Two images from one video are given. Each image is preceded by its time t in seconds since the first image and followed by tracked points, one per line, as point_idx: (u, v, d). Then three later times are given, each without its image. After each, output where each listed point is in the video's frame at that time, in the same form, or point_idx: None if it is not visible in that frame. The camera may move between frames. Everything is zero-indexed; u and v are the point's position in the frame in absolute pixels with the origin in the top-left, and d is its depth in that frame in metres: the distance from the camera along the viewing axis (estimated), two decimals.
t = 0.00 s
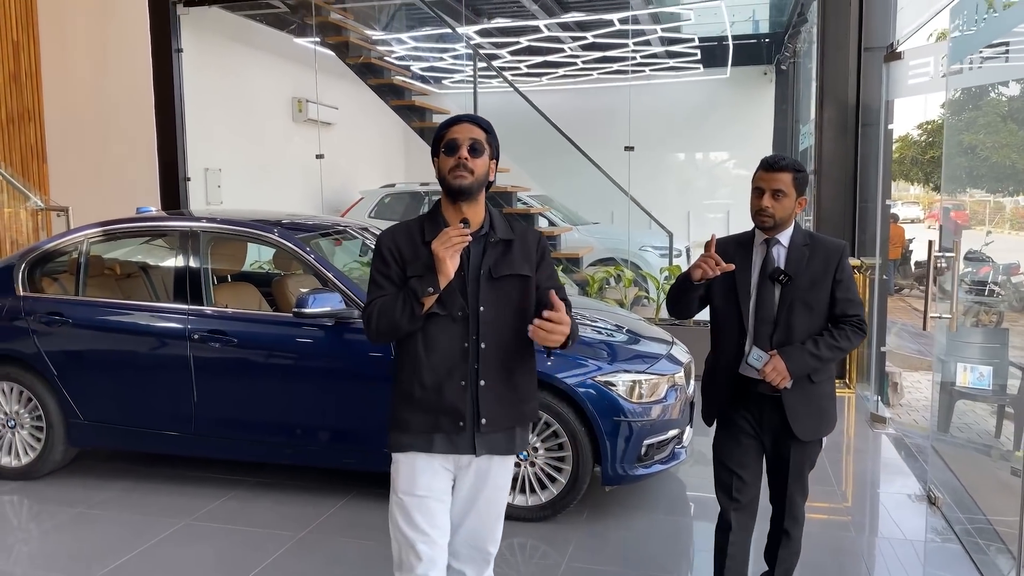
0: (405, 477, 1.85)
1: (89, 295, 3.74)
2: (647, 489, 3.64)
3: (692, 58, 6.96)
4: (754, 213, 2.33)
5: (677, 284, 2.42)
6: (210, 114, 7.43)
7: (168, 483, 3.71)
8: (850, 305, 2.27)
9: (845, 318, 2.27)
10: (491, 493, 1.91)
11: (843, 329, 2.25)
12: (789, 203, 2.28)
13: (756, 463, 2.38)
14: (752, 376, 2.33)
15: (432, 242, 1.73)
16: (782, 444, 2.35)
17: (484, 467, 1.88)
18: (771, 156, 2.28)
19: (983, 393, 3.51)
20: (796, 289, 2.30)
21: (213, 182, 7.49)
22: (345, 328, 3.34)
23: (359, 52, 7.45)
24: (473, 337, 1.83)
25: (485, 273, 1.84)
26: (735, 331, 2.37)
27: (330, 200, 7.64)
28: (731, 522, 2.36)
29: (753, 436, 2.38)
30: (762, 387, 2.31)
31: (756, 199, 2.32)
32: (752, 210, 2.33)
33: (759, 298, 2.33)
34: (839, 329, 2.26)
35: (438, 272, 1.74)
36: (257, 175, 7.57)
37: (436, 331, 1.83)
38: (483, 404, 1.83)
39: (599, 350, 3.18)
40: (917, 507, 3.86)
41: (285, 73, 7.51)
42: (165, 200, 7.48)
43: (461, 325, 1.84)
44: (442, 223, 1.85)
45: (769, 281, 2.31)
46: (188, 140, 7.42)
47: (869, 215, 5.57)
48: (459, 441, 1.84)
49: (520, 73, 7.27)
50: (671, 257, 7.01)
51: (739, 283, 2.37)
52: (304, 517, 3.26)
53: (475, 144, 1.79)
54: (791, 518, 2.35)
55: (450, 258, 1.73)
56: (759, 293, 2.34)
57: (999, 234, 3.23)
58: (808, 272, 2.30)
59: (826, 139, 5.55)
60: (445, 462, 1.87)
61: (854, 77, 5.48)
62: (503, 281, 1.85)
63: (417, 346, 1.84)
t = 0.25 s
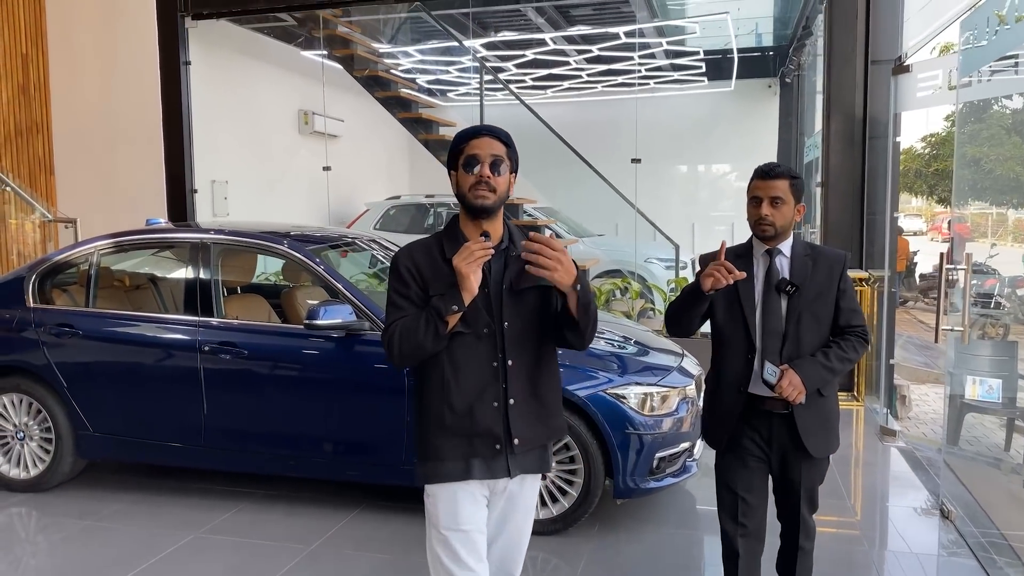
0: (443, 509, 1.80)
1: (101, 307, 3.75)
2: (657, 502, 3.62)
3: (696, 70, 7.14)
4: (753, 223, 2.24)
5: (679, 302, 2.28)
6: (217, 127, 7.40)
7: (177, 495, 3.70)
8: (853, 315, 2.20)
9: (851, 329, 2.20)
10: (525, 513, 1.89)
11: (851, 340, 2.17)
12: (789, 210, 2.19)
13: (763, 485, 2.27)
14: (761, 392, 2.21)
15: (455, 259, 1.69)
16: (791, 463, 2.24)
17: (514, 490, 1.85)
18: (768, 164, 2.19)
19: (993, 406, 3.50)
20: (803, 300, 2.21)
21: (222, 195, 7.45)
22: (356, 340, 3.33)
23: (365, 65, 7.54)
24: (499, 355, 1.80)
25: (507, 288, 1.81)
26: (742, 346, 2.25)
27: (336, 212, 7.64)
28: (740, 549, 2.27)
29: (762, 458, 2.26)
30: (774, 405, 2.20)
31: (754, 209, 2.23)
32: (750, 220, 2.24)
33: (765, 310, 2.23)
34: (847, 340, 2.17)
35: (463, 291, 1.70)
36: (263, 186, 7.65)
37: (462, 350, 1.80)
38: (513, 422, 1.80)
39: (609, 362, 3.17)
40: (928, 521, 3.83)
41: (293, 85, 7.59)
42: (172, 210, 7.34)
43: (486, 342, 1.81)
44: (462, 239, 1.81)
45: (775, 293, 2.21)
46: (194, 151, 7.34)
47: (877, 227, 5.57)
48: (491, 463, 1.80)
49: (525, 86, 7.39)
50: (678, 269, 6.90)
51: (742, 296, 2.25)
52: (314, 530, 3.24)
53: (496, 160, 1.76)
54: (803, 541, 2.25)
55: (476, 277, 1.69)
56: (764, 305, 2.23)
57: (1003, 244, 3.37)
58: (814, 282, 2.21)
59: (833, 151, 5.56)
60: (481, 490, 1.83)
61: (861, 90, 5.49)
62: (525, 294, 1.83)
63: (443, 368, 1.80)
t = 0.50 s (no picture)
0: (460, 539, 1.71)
1: (103, 318, 3.75)
2: (661, 514, 3.61)
3: (696, 82, 7.33)
4: (741, 235, 2.15)
5: (667, 322, 2.14)
6: (219, 138, 7.44)
7: (179, 508, 3.68)
8: (842, 328, 2.16)
9: (840, 343, 2.14)
10: (538, 532, 1.83)
11: (843, 353, 2.12)
12: (777, 219, 2.11)
13: (761, 505, 2.16)
14: (757, 409, 2.11)
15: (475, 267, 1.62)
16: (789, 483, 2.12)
17: (529, 510, 1.78)
18: (753, 172, 2.11)
19: (995, 418, 3.49)
20: (795, 314, 2.13)
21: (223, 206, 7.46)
22: (360, 351, 3.33)
23: (367, 77, 7.63)
24: (518, 366, 1.74)
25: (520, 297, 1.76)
26: (736, 362, 2.13)
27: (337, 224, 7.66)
28: (738, 570, 2.14)
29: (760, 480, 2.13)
30: (769, 422, 2.09)
31: (740, 221, 2.14)
32: (737, 232, 2.15)
33: (757, 324, 2.13)
34: (838, 354, 2.11)
35: (485, 300, 1.63)
36: (261, 194, 7.68)
37: (480, 364, 1.72)
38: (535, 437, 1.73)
39: (613, 374, 3.17)
40: (933, 533, 3.81)
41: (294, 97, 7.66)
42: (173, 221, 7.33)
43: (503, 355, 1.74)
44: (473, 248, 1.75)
45: (767, 306, 2.12)
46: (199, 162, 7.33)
47: (879, 238, 5.57)
48: (513, 482, 1.72)
49: (527, 97, 7.57)
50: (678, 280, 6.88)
51: (734, 309, 2.14)
52: (317, 542, 3.23)
53: (510, 167, 1.71)
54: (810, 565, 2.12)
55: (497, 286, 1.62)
56: (756, 319, 2.13)
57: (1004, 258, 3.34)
58: (805, 294, 2.14)
59: (835, 161, 5.57)
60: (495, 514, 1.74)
61: (863, 102, 5.52)
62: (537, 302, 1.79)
63: (460, 385, 1.71)
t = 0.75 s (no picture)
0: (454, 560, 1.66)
1: (101, 330, 3.74)
2: (661, 527, 3.60)
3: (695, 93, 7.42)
4: (732, 248, 2.15)
5: (667, 344, 2.11)
6: (220, 149, 7.48)
7: (177, 520, 3.67)
8: (836, 341, 2.15)
9: (836, 355, 2.13)
10: (539, 563, 1.76)
11: (838, 366, 2.11)
12: (768, 231, 2.11)
13: (763, 522, 2.12)
14: (760, 427, 2.08)
15: (478, 278, 1.59)
16: (792, 498, 2.10)
17: (526, 539, 1.72)
18: (744, 184, 2.11)
19: (996, 429, 3.50)
20: (793, 326, 2.12)
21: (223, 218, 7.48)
22: (359, 363, 3.32)
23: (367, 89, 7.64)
24: (518, 386, 1.70)
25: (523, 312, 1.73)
26: (737, 379, 2.10)
27: (337, 237, 7.52)
28: None
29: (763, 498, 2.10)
30: (769, 437, 2.07)
31: (732, 235, 2.14)
32: (729, 246, 2.15)
33: (756, 339, 2.11)
34: (836, 367, 2.11)
35: (487, 313, 1.60)
36: (263, 206, 7.72)
37: (480, 382, 1.68)
38: (534, 460, 1.68)
39: (613, 385, 3.16)
40: (933, 545, 3.79)
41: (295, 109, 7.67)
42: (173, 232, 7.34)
43: (504, 373, 1.70)
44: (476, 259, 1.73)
45: (764, 320, 2.11)
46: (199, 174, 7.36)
47: (878, 249, 5.57)
48: (510, 506, 1.67)
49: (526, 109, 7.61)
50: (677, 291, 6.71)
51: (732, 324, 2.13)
52: (316, 556, 3.21)
53: (521, 176, 1.67)
54: None
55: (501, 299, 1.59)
56: (753, 333, 2.12)
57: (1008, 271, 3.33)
58: (800, 307, 2.14)
59: (834, 171, 5.58)
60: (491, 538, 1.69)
61: (861, 112, 5.53)
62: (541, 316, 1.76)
63: (457, 401, 1.67)
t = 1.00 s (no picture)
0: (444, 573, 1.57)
1: (98, 340, 3.73)
2: (658, 537, 3.59)
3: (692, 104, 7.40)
4: (725, 262, 2.15)
5: (677, 369, 2.07)
6: (218, 159, 7.52)
7: (173, 531, 3.65)
8: (833, 349, 2.13)
9: (833, 364, 2.11)
10: None
11: (837, 374, 2.08)
12: (761, 242, 2.12)
13: (767, 533, 2.08)
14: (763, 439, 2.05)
15: (480, 309, 1.49)
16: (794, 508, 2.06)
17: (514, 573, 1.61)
18: (730, 197, 2.12)
19: (995, 438, 3.51)
20: (792, 335, 2.10)
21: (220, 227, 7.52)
22: (356, 372, 3.32)
23: (365, 99, 7.65)
24: (510, 416, 1.57)
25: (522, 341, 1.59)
26: (739, 391, 2.07)
27: (335, 245, 7.49)
28: None
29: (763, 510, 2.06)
30: (771, 450, 2.03)
31: (724, 249, 2.14)
32: (722, 260, 2.15)
33: (754, 349, 2.09)
34: (836, 376, 2.08)
35: (484, 345, 1.49)
36: (261, 216, 7.71)
37: (469, 409, 1.56)
38: (520, 496, 1.56)
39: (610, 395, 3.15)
40: (932, 556, 3.77)
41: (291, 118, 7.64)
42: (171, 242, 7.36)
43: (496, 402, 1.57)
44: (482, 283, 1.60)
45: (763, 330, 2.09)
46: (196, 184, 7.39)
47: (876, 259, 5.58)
48: (492, 540, 1.56)
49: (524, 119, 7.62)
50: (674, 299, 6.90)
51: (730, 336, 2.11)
52: (312, 566, 3.19)
53: (548, 212, 1.56)
54: None
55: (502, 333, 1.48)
56: (752, 344, 2.09)
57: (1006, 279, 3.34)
58: (798, 316, 2.11)
59: (830, 180, 5.59)
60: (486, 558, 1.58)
61: (858, 122, 5.54)
62: (538, 345, 1.60)
63: (445, 427, 1.56)
